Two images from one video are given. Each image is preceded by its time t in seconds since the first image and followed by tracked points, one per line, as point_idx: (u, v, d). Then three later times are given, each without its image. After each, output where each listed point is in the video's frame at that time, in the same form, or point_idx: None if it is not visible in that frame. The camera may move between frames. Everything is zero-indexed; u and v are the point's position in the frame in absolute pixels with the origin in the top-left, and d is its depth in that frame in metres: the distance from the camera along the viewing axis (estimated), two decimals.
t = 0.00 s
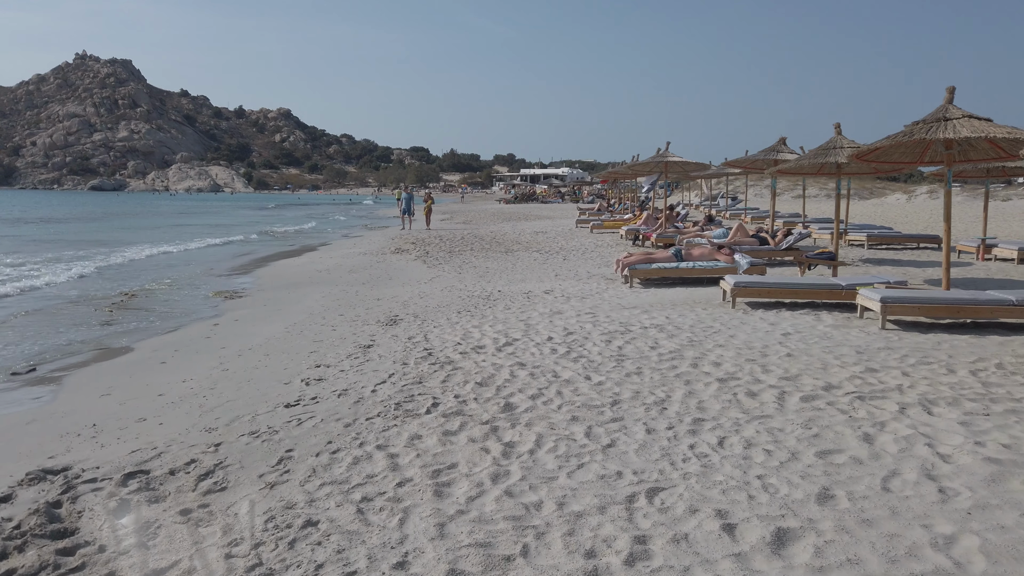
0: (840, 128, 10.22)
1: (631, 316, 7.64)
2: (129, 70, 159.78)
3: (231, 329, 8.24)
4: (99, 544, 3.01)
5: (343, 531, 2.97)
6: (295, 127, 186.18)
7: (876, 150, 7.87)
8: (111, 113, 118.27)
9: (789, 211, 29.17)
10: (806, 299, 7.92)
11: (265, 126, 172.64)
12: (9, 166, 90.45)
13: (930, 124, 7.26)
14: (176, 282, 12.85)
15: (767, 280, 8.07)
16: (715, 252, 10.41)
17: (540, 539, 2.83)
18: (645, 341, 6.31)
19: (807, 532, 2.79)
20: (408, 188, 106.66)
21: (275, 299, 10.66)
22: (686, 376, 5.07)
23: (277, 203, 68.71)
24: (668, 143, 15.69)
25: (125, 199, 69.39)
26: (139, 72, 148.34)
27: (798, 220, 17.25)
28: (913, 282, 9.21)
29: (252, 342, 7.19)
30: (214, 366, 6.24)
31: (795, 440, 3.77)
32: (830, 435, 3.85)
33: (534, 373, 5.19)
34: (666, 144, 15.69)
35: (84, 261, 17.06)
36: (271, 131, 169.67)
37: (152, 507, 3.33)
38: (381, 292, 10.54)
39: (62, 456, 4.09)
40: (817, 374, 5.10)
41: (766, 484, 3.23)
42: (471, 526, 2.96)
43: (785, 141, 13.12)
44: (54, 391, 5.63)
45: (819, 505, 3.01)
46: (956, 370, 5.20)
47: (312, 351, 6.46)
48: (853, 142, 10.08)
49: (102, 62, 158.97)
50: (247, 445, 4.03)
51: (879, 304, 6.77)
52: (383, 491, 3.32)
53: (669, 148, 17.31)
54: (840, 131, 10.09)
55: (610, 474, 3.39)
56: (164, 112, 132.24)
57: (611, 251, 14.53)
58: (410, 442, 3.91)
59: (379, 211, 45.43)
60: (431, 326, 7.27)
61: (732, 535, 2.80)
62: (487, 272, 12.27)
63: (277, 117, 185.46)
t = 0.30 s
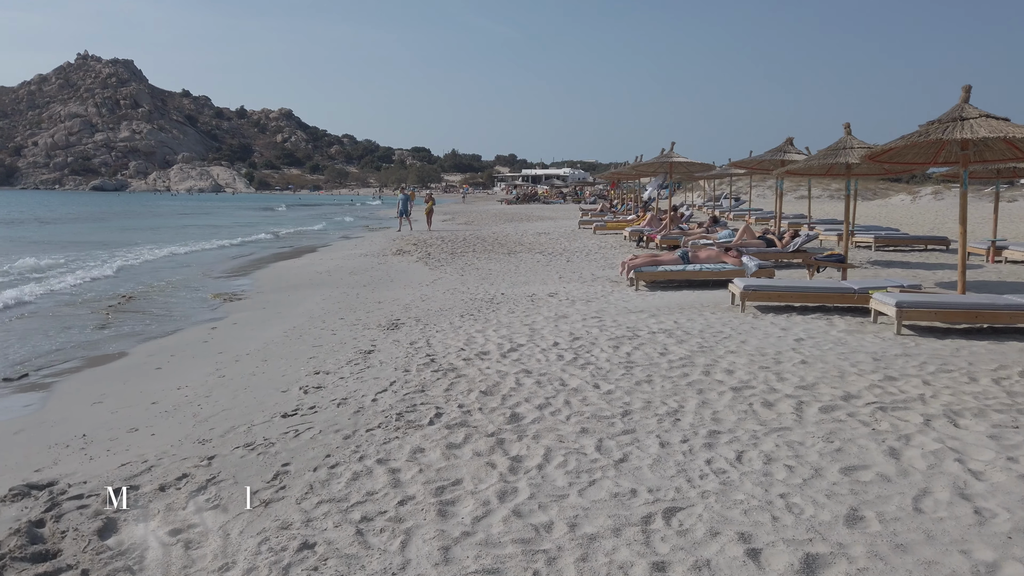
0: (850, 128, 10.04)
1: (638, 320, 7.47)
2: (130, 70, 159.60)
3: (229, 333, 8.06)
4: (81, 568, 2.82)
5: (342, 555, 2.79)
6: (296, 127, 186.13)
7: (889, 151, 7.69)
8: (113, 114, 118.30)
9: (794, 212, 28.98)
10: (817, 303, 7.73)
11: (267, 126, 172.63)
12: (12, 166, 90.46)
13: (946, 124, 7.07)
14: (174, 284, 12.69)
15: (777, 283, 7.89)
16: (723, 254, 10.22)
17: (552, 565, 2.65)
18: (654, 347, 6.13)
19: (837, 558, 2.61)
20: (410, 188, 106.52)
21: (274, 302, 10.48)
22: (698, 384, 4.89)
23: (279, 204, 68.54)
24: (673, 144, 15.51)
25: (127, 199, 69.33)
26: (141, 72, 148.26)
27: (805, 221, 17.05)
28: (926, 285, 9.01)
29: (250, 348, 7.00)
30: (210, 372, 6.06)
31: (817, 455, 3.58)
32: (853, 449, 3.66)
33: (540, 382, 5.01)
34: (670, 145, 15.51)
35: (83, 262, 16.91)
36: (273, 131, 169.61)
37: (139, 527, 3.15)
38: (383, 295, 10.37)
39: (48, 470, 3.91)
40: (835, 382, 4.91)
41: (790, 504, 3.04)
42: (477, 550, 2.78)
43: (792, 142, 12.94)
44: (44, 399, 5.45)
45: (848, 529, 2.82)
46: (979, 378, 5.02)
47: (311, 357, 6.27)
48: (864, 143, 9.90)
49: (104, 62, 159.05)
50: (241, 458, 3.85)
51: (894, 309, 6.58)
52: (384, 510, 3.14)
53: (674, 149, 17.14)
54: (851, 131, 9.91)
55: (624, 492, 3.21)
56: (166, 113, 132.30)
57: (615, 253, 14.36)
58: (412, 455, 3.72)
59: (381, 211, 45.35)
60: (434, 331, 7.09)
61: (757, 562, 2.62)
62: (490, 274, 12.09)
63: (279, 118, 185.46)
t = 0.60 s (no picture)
0: (859, 124, 9.84)
1: (644, 320, 7.27)
2: (132, 71, 159.62)
3: (225, 334, 7.87)
4: None
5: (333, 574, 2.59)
6: (297, 127, 186.03)
7: (902, 146, 7.49)
8: (114, 114, 118.30)
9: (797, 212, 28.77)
10: (828, 303, 7.52)
11: (268, 127, 172.57)
12: (13, 166, 90.44)
13: (962, 118, 6.87)
14: (171, 284, 12.51)
15: (786, 282, 7.69)
16: (729, 253, 10.02)
17: None
18: (661, 348, 5.92)
19: None
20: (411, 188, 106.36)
21: (272, 302, 10.29)
22: (709, 387, 4.68)
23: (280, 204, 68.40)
24: (677, 142, 15.30)
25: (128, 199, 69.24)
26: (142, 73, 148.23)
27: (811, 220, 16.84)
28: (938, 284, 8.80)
29: (246, 349, 6.81)
30: (203, 374, 5.86)
31: (840, 463, 3.38)
32: (877, 457, 3.46)
33: (544, 384, 4.80)
34: (674, 143, 15.30)
35: (81, 262, 16.74)
36: (274, 132, 169.48)
37: (118, 541, 2.95)
38: (383, 294, 10.18)
39: (28, 478, 3.72)
40: (852, 385, 4.71)
41: (814, 517, 2.84)
42: (479, 568, 2.58)
43: (799, 139, 12.74)
44: (29, 402, 5.26)
45: (879, 545, 2.62)
46: (1002, 381, 4.80)
47: (307, 358, 6.07)
48: (873, 139, 9.70)
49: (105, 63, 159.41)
50: (230, 466, 3.65)
51: (909, 308, 6.37)
52: (380, 523, 2.93)
53: (678, 147, 16.94)
54: (860, 127, 9.71)
55: (636, 504, 3.01)
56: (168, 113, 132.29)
57: (618, 252, 14.16)
58: (410, 463, 3.52)
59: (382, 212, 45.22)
60: (434, 332, 6.89)
61: None
62: (492, 274, 11.89)
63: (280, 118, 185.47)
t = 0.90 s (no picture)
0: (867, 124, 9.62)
1: (648, 326, 7.06)
2: (133, 70, 159.44)
3: (217, 339, 7.65)
4: None
5: None
6: (299, 127, 185.89)
7: (914, 146, 7.27)
8: (115, 114, 118.19)
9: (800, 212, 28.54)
10: (838, 308, 7.30)
11: (269, 126, 172.49)
12: (14, 167, 90.41)
13: (977, 117, 6.65)
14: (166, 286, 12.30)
15: (794, 286, 7.48)
16: (734, 255, 9.80)
17: None
18: (666, 356, 5.71)
19: None
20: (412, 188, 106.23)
21: (268, 305, 10.07)
22: (717, 400, 4.47)
23: (281, 204, 68.20)
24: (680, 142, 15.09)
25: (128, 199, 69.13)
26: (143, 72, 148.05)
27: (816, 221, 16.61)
28: (949, 288, 8.58)
29: (237, 356, 6.60)
30: (191, 383, 5.65)
31: (859, 486, 3.17)
32: (899, 479, 3.25)
33: (545, 396, 4.59)
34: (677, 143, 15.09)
35: (76, 264, 16.56)
36: (275, 131, 169.31)
37: (87, 573, 2.74)
38: (380, 298, 9.97)
39: None
40: (867, 397, 4.50)
41: (835, 549, 2.64)
42: None
43: (804, 139, 12.52)
44: (9, 413, 5.05)
45: None
46: None
47: (300, 367, 5.86)
48: (882, 139, 9.49)
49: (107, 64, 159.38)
50: (212, 488, 3.44)
51: (923, 314, 6.15)
52: (367, 554, 2.73)
53: (681, 147, 16.72)
54: (868, 127, 9.49)
55: (643, 532, 2.80)
56: (169, 113, 132.21)
57: (620, 254, 13.95)
58: (402, 485, 3.31)
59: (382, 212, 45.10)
60: (431, 338, 6.68)
61: None
62: (492, 276, 11.69)
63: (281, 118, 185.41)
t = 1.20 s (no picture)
0: (873, 122, 9.44)
1: (650, 328, 6.88)
2: (135, 71, 159.40)
3: (209, 342, 7.47)
4: None
5: None
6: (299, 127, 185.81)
7: (923, 144, 7.09)
8: (116, 114, 118.18)
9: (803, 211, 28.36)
10: (844, 310, 7.12)
11: (270, 126, 172.43)
12: (16, 167, 90.41)
13: (988, 114, 6.47)
14: (161, 287, 12.14)
15: (800, 287, 7.31)
16: (738, 256, 9.63)
17: None
18: (669, 361, 5.52)
19: None
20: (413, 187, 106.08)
21: (263, 307, 9.90)
22: (723, 407, 4.29)
23: (282, 203, 68.11)
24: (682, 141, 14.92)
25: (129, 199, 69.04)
26: (144, 72, 147.91)
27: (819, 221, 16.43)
28: (958, 289, 8.39)
29: (228, 360, 6.42)
30: (179, 388, 5.48)
31: (875, 501, 3.00)
32: (917, 494, 3.07)
33: (543, 404, 4.41)
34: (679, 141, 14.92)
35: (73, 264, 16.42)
36: (276, 131, 169.20)
37: None
38: (378, 299, 9.79)
39: None
40: (879, 405, 4.31)
41: (852, 572, 2.46)
42: None
43: (808, 137, 12.34)
44: None
45: None
46: None
47: (291, 372, 5.67)
48: (889, 137, 9.30)
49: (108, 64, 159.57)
50: (191, 502, 3.26)
51: (934, 317, 5.96)
52: None
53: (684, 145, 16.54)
54: (874, 125, 9.31)
55: (646, 553, 2.63)
56: (170, 113, 132.19)
57: (621, 254, 13.76)
58: (391, 499, 3.14)
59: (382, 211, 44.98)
60: (428, 341, 6.51)
61: None
62: (491, 277, 11.52)
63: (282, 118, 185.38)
